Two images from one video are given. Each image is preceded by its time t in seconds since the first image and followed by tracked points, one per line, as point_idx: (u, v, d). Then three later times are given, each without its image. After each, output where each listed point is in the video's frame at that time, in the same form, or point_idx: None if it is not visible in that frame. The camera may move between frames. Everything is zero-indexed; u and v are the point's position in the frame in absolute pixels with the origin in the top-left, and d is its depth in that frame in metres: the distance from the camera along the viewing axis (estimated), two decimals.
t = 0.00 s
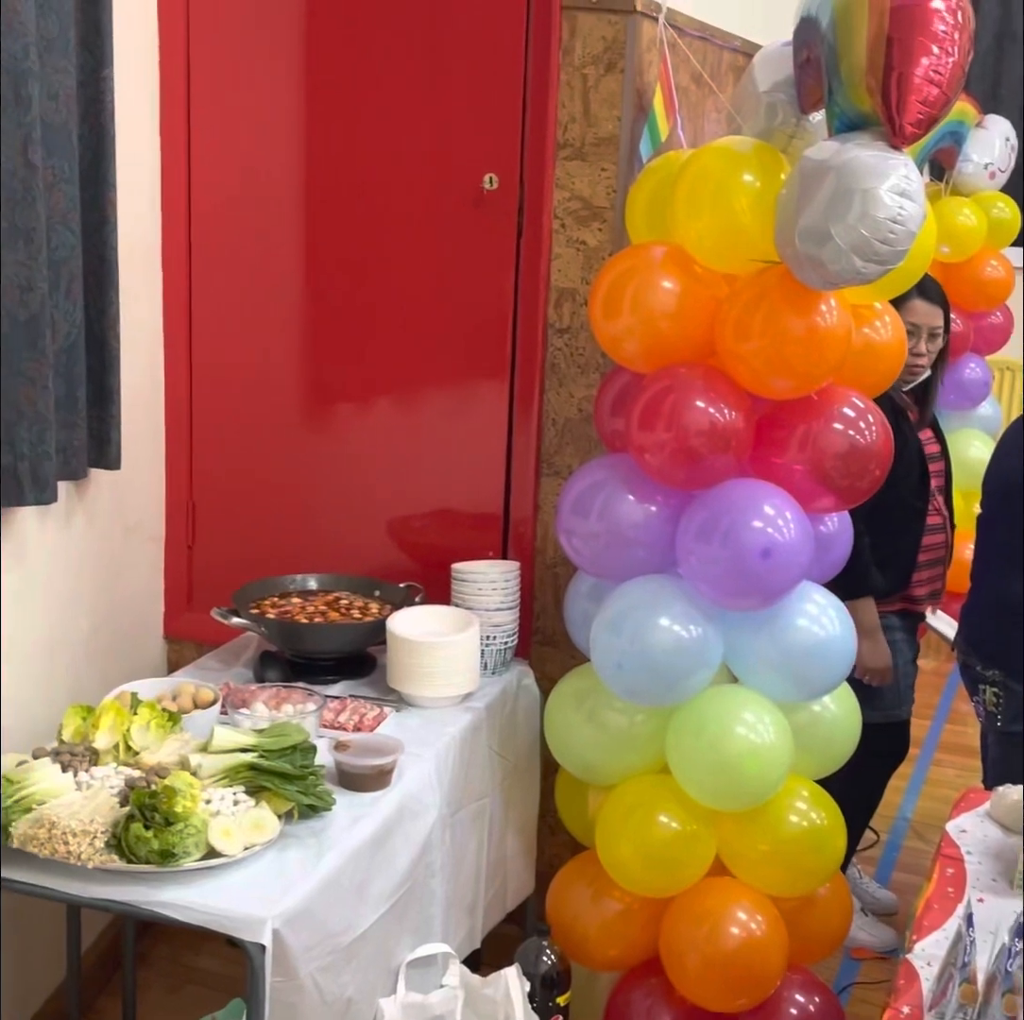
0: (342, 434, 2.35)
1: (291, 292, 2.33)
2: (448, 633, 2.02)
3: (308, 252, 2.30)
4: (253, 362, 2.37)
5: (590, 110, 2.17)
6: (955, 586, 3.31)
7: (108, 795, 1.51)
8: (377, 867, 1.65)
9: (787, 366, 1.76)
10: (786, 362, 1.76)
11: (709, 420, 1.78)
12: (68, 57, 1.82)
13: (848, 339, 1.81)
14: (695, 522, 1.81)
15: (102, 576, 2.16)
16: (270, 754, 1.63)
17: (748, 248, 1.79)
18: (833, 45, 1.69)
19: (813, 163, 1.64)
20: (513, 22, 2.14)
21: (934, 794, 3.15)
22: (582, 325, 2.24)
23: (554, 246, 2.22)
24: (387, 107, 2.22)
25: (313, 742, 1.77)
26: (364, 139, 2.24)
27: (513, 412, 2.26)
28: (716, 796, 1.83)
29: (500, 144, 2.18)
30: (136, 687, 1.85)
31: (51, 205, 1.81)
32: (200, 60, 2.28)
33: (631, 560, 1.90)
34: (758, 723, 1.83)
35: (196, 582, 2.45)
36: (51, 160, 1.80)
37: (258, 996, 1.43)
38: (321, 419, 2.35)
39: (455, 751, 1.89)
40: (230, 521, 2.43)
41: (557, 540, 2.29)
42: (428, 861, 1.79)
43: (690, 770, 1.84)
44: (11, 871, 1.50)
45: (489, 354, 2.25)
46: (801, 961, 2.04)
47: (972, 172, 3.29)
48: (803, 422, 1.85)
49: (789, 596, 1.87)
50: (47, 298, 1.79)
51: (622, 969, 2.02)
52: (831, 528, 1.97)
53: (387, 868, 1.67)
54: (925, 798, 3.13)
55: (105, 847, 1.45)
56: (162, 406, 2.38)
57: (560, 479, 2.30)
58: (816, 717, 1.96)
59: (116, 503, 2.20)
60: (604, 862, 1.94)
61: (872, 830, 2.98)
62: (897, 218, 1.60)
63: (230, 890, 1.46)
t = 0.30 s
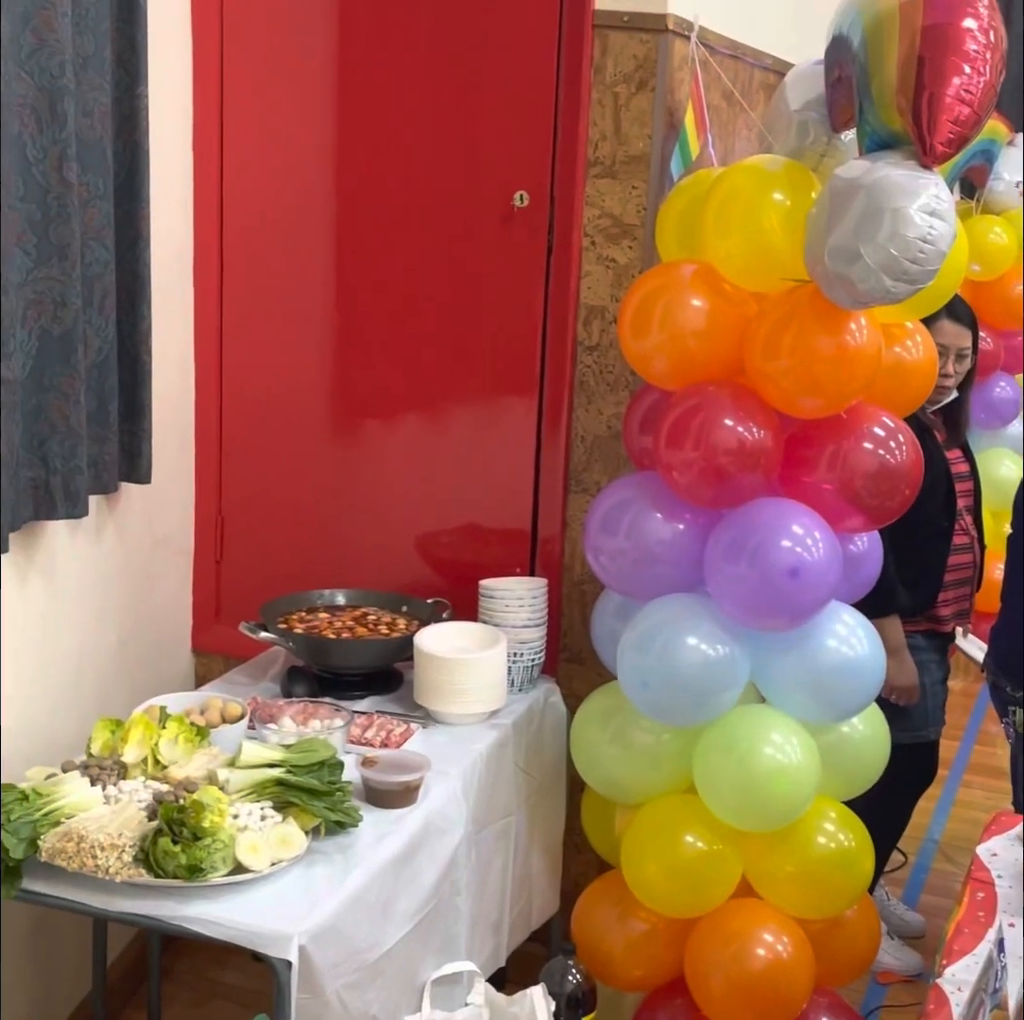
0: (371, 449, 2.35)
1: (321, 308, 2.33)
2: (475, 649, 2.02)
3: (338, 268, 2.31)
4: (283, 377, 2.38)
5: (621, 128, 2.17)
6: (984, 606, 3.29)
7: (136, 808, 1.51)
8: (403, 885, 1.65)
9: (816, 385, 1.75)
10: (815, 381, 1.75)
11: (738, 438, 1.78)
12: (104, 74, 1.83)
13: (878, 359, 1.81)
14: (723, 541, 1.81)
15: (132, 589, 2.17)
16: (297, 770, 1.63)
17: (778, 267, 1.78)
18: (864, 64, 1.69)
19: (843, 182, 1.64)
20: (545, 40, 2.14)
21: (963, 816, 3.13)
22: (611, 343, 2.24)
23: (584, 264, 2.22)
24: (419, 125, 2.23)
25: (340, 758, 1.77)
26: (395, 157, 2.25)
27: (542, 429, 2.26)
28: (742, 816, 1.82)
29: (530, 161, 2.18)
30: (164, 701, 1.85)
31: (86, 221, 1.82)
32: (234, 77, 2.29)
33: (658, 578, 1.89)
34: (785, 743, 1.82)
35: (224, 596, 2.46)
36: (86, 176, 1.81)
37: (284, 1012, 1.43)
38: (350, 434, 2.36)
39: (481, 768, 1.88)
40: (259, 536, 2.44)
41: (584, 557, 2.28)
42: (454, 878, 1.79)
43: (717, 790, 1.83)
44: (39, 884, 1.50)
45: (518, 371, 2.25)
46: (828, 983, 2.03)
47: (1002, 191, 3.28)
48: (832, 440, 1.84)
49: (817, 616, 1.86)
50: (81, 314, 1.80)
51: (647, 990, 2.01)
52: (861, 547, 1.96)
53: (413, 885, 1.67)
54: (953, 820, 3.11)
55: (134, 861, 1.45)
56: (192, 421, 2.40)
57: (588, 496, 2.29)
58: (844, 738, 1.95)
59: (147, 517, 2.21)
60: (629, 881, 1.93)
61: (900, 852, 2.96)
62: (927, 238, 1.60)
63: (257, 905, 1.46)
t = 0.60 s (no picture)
0: (375, 453, 2.35)
1: (325, 311, 2.34)
2: (476, 655, 2.02)
3: (342, 272, 2.31)
4: (286, 381, 2.38)
5: (626, 135, 2.17)
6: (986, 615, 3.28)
7: (137, 810, 1.52)
8: (402, 890, 1.65)
9: (820, 393, 1.75)
10: (819, 389, 1.75)
11: (741, 446, 1.78)
12: (110, 77, 1.83)
13: (882, 368, 1.81)
14: (725, 548, 1.81)
15: (134, 591, 2.17)
16: (298, 774, 1.63)
17: (783, 275, 1.78)
18: (870, 73, 1.69)
19: (848, 191, 1.64)
20: (552, 46, 2.15)
21: (963, 826, 3.12)
22: (615, 350, 2.24)
23: (589, 270, 2.22)
24: (425, 130, 2.23)
25: (340, 762, 1.77)
26: (401, 161, 2.25)
27: (545, 435, 2.26)
28: (743, 824, 1.82)
29: (536, 167, 2.18)
30: (165, 703, 1.85)
31: (91, 223, 1.82)
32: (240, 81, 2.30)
33: (660, 585, 1.89)
34: (786, 752, 1.82)
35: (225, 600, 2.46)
36: (91, 178, 1.81)
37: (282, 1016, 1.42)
38: (353, 438, 2.36)
39: (482, 773, 1.88)
40: (261, 540, 2.44)
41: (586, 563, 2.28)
42: (454, 884, 1.79)
43: (717, 798, 1.83)
44: (38, 887, 1.50)
45: (521, 376, 2.25)
46: (827, 992, 2.02)
47: (1007, 202, 3.29)
48: (835, 449, 1.84)
49: (819, 624, 1.86)
50: (85, 316, 1.80)
51: (646, 998, 2.00)
52: (863, 556, 1.96)
53: (412, 891, 1.67)
54: (954, 830, 3.11)
55: (133, 864, 1.45)
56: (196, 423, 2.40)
57: (590, 502, 2.29)
58: (845, 747, 1.95)
59: (149, 520, 2.21)
60: (629, 889, 1.93)
61: (900, 862, 2.96)
62: (932, 247, 1.60)
63: (255, 910, 1.46)
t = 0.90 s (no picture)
0: (363, 451, 2.35)
1: (314, 308, 2.33)
2: (463, 653, 2.02)
3: (332, 270, 2.31)
4: (275, 378, 2.37)
5: (618, 135, 2.17)
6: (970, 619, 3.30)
7: (122, 806, 1.51)
8: (388, 888, 1.64)
9: (810, 395, 1.75)
10: (809, 391, 1.75)
11: (731, 447, 1.78)
12: (102, 70, 1.83)
13: (872, 371, 1.81)
14: (713, 549, 1.81)
15: (120, 586, 2.16)
16: (285, 771, 1.63)
17: (774, 277, 1.79)
18: (863, 77, 1.69)
19: (841, 194, 1.65)
20: (545, 45, 2.14)
21: (944, 828, 3.13)
22: (605, 349, 2.24)
23: (579, 269, 2.23)
24: (417, 128, 2.22)
25: (326, 759, 1.77)
26: (391, 158, 2.24)
27: (533, 434, 2.26)
28: (729, 825, 1.82)
29: (527, 166, 2.18)
30: (150, 701, 1.84)
31: (80, 216, 1.81)
32: (231, 76, 2.29)
33: (648, 586, 1.89)
34: (773, 753, 1.82)
35: (212, 595, 2.45)
36: (81, 171, 1.80)
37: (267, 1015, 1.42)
38: (340, 436, 2.35)
39: (468, 771, 1.88)
40: (248, 536, 2.44)
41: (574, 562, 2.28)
42: (439, 883, 1.78)
43: (703, 798, 1.83)
44: (23, 882, 1.49)
45: (511, 375, 2.25)
46: (809, 993, 2.03)
47: (994, 207, 3.31)
48: (824, 451, 1.84)
49: (807, 625, 1.87)
50: (74, 310, 1.80)
51: (629, 997, 2.01)
52: (851, 558, 1.96)
53: (398, 888, 1.67)
54: (936, 832, 3.12)
55: (118, 860, 1.44)
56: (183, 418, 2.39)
57: (579, 502, 2.29)
58: (831, 749, 1.95)
59: (135, 515, 2.20)
60: (614, 889, 1.93)
61: (882, 864, 2.97)
62: (925, 250, 1.60)
63: (242, 907, 1.45)
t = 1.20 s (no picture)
0: (323, 438, 2.33)
1: (276, 293, 2.31)
2: (423, 642, 2.02)
3: (294, 254, 2.29)
4: (234, 363, 2.35)
5: (586, 125, 2.15)
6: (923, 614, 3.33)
7: (78, 793, 1.49)
8: (346, 878, 1.63)
9: (776, 389, 1.76)
10: (774, 385, 1.76)
11: (695, 440, 1.78)
12: (65, 47, 1.80)
13: (836, 366, 1.82)
14: (676, 541, 1.81)
15: (75, 571, 2.14)
16: (244, 759, 1.61)
17: (741, 271, 1.79)
18: (834, 73, 1.70)
19: (810, 188, 1.65)
20: (512, 33, 2.13)
21: (895, 822, 3.16)
22: (568, 339, 2.22)
23: (544, 259, 2.21)
24: (382, 114, 2.21)
25: (285, 748, 1.75)
26: (356, 143, 2.23)
27: (496, 424, 2.25)
28: (687, 817, 1.83)
29: (494, 154, 2.17)
30: (107, 686, 1.82)
31: (41, 195, 1.78)
32: (194, 56, 2.27)
33: (610, 577, 1.89)
34: (732, 745, 1.83)
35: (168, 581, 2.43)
36: (42, 149, 1.78)
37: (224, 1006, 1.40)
38: (300, 422, 2.34)
39: (427, 761, 1.87)
40: (205, 522, 2.42)
41: (535, 553, 2.27)
42: (397, 873, 1.78)
43: (662, 790, 1.83)
44: None
45: (473, 364, 2.24)
46: (763, 984, 2.04)
47: (952, 205, 3.34)
48: (787, 445, 1.85)
49: (767, 618, 1.87)
50: (32, 290, 1.77)
51: (584, 988, 2.01)
52: (811, 552, 1.97)
53: (356, 878, 1.66)
54: (886, 825, 3.15)
55: (75, 848, 1.43)
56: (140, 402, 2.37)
57: (540, 493, 2.28)
58: (789, 742, 1.96)
59: (91, 499, 2.18)
60: (571, 879, 1.93)
61: (833, 856, 3.01)
62: (893, 248, 1.61)
63: (200, 897, 1.44)
